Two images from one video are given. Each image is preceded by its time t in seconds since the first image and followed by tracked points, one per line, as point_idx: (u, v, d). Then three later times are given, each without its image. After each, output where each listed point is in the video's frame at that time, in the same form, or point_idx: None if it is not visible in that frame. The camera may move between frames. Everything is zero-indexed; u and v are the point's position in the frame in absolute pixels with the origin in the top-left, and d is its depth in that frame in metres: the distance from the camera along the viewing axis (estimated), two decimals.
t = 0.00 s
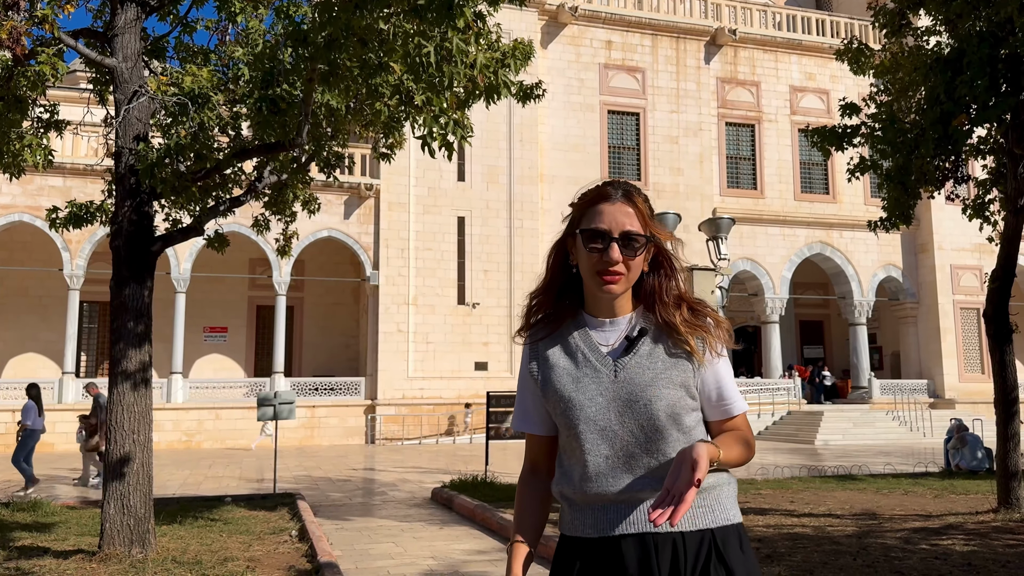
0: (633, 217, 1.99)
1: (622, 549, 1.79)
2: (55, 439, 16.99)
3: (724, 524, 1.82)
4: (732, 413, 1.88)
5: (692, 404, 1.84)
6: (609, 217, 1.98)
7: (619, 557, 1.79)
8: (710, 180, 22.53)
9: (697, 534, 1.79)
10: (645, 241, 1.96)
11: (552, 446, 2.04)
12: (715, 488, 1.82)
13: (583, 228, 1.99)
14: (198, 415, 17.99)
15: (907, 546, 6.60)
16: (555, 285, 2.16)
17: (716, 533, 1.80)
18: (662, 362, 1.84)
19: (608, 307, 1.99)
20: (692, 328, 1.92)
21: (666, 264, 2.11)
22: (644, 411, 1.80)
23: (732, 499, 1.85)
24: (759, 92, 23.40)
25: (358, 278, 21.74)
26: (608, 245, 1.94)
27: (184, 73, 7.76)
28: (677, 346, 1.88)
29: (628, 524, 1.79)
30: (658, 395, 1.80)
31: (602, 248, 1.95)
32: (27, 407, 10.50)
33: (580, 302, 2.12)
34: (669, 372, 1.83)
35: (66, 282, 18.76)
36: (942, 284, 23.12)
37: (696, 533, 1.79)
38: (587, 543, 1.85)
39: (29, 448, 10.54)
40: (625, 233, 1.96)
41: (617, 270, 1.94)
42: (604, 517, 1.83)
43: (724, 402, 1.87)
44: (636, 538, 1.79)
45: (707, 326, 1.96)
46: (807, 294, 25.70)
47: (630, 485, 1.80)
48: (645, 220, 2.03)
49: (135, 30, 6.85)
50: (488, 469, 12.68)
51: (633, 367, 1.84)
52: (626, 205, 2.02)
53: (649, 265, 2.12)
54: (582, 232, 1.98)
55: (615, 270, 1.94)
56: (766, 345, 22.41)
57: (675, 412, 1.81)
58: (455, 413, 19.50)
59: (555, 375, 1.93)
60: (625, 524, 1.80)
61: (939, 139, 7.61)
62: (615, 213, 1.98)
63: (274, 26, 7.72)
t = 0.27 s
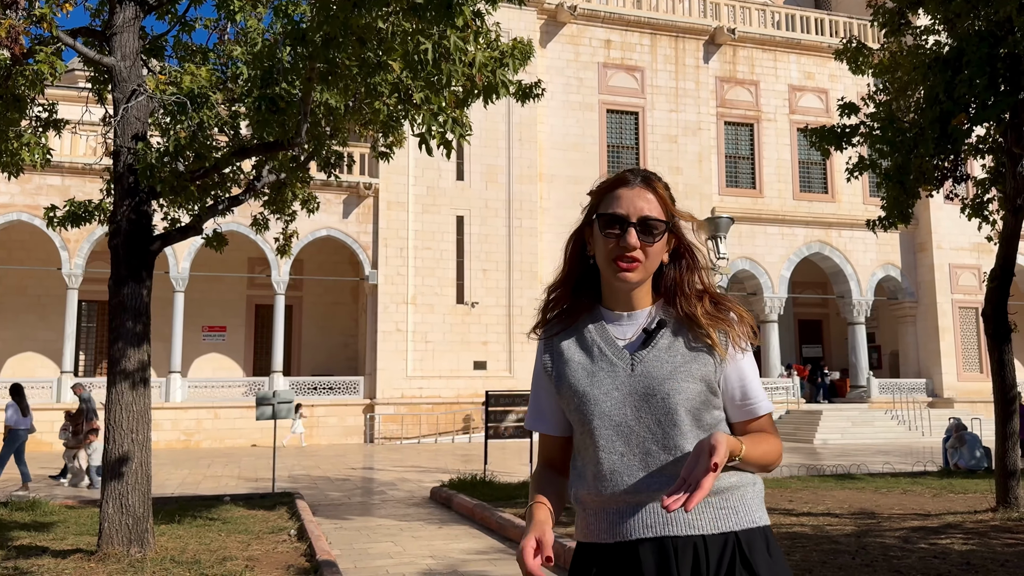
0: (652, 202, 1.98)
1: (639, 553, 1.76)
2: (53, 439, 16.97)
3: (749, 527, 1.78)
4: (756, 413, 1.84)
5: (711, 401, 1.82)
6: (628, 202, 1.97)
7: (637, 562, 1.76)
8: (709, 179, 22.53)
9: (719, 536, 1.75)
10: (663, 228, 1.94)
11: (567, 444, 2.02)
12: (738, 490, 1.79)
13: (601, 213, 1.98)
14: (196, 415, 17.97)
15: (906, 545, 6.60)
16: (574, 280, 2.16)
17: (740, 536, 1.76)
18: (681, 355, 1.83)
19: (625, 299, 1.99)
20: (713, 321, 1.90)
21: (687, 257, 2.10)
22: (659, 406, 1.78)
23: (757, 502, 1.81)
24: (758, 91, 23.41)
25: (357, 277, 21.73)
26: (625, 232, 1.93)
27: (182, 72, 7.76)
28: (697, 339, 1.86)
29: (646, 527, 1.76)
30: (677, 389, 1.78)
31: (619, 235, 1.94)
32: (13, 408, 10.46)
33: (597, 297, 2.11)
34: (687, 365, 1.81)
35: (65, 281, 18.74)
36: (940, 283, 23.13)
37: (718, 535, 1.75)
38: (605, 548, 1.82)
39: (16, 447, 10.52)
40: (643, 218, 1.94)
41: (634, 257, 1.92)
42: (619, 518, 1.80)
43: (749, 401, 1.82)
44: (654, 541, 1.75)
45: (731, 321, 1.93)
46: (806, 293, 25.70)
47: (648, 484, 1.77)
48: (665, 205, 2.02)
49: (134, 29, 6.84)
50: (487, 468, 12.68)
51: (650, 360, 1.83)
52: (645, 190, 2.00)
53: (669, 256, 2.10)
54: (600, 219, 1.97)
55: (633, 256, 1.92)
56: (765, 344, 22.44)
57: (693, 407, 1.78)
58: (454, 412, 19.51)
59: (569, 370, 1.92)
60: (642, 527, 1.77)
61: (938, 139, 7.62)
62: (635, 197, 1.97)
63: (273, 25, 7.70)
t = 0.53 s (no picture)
0: (663, 196, 1.95)
1: (650, 561, 1.75)
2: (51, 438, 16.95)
3: (766, 535, 1.76)
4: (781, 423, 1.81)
5: (730, 406, 1.79)
6: (637, 196, 1.94)
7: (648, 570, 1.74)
8: (707, 178, 22.53)
9: (733, 545, 1.73)
10: (673, 219, 1.91)
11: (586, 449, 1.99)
12: (755, 498, 1.76)
13: (610, 208, 1.96)
14: (194, 414, 17.96)
15: (905, 545, 6.60)
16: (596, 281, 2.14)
17: (756, 544, 1.74)
18: (699, 358, 1.79)
19: (643, 298, 1.95)
20: (733, 321, 1.86)
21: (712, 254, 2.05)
22: (674, 408, 1.74)
23: (775, 510, 1.79)
24: (756, 91, 23.40)
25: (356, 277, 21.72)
26: (632, 226, 1.90)
27: (181, 72, 7.77)
28: (715, 341, 1.82)
29: (658, 535, 1.74)
30: (692, 391, 1.74)
31: (626, 229, 1.91)
32: None
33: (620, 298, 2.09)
34: (703, 366, 1.77)
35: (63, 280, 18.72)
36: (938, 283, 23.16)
37: (731, 544, 1.73)
38: (618, 554, 1.81)
39: None
40: (650, 210, 1.91)
41: (643, 249, 1.89)
42: (632, 523, 1.78)
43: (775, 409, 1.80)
44: (666, 548, 1.74)
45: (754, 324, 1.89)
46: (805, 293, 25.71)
47: (662, 491, 1.74)
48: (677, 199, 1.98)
49: (131, 28, 6.82)
50: (485, 468, 12.66)
51: (666, 361, 1.79)
52: (655, 184, 1.98)
53: (689, 256, 2.06)
54: (609, 214, 1.95)
55: (639, 249, 1.89)
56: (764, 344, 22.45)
57: (710, 411, 1.74)
58: (453, 412, 19.50)
59: (584, 370, 1.89)
60: (655, 534, 1.74)
61: (936, 139, 7.62)
62: (644, 193, 1.95)
63: (271, 25, 7.69)
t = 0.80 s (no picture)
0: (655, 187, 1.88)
1: (633, 561, 1.76)
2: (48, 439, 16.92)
3: (753, 542, 1.70)
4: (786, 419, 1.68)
5: (725, 403, 1.72)
6: (628, 189, 1.90)
7: (631, 568, 1.76)
8: (706, 179, 22.55)
9: (716, 550, 1.70)
10: (659, 209, 1.85)
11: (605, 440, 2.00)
12: (742, 504, 1.70)
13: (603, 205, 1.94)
14: (192, 415, 17.94)
15: (903, 545, 6.60)
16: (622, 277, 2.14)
17: (740, 550, 1.69)
18: (690, 355, 1.75)
19: (646, 292, 1.91)
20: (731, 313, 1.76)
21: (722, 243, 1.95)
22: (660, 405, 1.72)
23: (768, 516, 1.72)
24: (754, 92, 23.41)
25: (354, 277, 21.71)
26: (619, 219, 1.87)
27: (179, 72, 7.77)
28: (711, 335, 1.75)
29: (641, 533, 1.75)
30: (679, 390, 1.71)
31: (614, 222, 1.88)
32: None
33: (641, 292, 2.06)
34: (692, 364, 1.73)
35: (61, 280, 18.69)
36: (936, 283, 23.17)
37: (713, 548, 1.70)
38: (609, 550, 1.83)
39: None
40: (636, 203, 1.86)
41: (628, 241, 1.85)
42: (624, 519, 1.79)
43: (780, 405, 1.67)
44: (647, 549, 1.74)
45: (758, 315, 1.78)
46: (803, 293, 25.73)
47: (647, 488, 1.74)
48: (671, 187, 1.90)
49: (130, 28, 6.81)
50: (484, 469, 12.66)
51: (657, 359, 1.77)
52: (651, 175, 1.92)
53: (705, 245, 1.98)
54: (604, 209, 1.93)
55: (626, 243, 1.84)
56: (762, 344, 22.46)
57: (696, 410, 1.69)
58: (451, 413, 19.49)
59: (590, 366, 1.91)
60: (639, 533, 1.75)
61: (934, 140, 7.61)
62: (636, 185, 1.90)
63: (270, 25, 7.67)
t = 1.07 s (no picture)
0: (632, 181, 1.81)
1: (596, 554, 1.76)
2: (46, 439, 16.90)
3: (707, 550, 1.62)
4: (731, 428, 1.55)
5: (683, 409, 1.64)
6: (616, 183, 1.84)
7: (597, 562, 1.75)
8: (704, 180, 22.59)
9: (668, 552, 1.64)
10: (634, 205, 1.78)
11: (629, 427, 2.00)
12: (696, 509, 1.62)
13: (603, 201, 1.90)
14: (190, 415, 17.93)
15: (901, 547, 6.61)
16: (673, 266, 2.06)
17: (690, 554, 1.62)
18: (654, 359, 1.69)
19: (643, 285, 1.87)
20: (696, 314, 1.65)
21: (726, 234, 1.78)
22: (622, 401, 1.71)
23: (727, 527, 1.62)
24: (753, 93, 23.43)
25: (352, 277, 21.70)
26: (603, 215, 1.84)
27: (178, 72, 7.76)
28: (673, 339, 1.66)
29: (607, 526, 1.74)
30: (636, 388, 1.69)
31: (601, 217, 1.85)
32: None
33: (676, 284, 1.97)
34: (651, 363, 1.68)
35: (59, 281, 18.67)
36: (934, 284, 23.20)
37: (664, 550, 1.64)
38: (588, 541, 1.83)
39: None
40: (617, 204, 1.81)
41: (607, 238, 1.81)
42: (600, 512, 1.79)
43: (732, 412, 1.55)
44: (609, 543, 1.74)
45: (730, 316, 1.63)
46: (801, 294, 25.77)
47: (615, 481, 1.73)
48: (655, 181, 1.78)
49: (129, 28, 6.79)
50: (482, 469, 12.66)
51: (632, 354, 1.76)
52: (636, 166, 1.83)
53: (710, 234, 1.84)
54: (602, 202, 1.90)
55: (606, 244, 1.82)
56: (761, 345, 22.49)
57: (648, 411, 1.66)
58: (449, 413, 19.49)
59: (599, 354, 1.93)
60: (607, 526, 1.75)
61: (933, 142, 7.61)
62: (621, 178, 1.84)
63: (269, 25, 7.66)
